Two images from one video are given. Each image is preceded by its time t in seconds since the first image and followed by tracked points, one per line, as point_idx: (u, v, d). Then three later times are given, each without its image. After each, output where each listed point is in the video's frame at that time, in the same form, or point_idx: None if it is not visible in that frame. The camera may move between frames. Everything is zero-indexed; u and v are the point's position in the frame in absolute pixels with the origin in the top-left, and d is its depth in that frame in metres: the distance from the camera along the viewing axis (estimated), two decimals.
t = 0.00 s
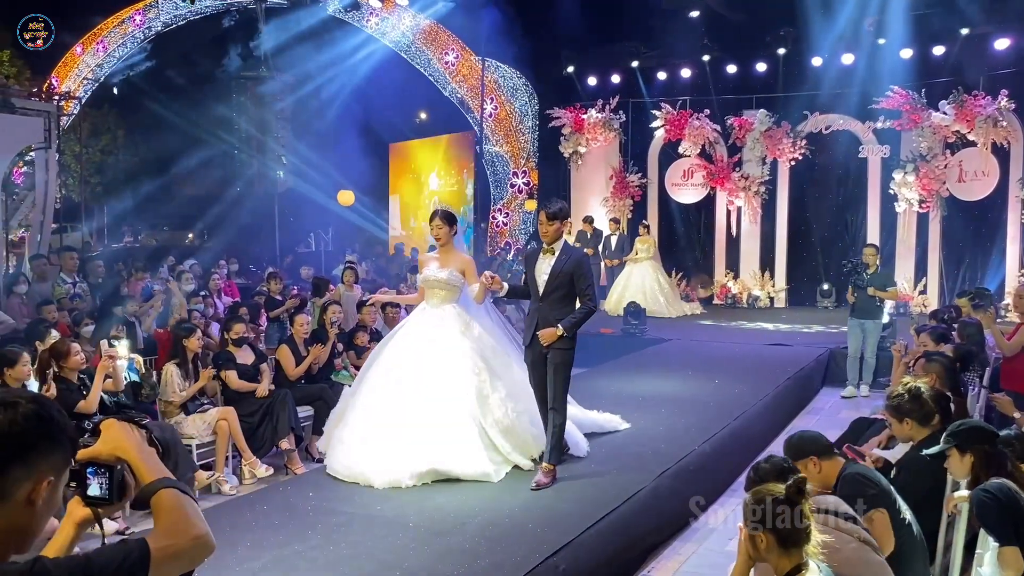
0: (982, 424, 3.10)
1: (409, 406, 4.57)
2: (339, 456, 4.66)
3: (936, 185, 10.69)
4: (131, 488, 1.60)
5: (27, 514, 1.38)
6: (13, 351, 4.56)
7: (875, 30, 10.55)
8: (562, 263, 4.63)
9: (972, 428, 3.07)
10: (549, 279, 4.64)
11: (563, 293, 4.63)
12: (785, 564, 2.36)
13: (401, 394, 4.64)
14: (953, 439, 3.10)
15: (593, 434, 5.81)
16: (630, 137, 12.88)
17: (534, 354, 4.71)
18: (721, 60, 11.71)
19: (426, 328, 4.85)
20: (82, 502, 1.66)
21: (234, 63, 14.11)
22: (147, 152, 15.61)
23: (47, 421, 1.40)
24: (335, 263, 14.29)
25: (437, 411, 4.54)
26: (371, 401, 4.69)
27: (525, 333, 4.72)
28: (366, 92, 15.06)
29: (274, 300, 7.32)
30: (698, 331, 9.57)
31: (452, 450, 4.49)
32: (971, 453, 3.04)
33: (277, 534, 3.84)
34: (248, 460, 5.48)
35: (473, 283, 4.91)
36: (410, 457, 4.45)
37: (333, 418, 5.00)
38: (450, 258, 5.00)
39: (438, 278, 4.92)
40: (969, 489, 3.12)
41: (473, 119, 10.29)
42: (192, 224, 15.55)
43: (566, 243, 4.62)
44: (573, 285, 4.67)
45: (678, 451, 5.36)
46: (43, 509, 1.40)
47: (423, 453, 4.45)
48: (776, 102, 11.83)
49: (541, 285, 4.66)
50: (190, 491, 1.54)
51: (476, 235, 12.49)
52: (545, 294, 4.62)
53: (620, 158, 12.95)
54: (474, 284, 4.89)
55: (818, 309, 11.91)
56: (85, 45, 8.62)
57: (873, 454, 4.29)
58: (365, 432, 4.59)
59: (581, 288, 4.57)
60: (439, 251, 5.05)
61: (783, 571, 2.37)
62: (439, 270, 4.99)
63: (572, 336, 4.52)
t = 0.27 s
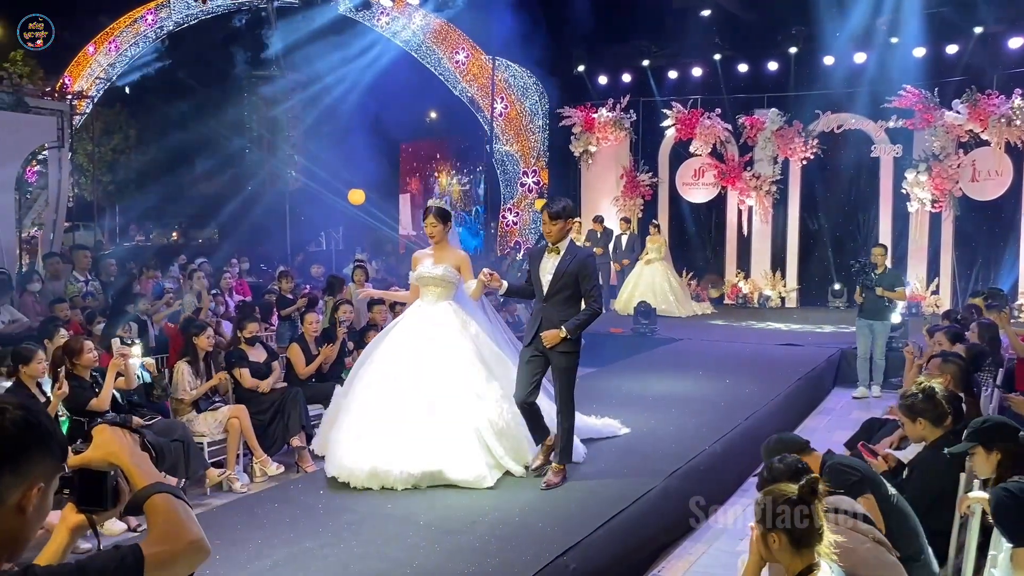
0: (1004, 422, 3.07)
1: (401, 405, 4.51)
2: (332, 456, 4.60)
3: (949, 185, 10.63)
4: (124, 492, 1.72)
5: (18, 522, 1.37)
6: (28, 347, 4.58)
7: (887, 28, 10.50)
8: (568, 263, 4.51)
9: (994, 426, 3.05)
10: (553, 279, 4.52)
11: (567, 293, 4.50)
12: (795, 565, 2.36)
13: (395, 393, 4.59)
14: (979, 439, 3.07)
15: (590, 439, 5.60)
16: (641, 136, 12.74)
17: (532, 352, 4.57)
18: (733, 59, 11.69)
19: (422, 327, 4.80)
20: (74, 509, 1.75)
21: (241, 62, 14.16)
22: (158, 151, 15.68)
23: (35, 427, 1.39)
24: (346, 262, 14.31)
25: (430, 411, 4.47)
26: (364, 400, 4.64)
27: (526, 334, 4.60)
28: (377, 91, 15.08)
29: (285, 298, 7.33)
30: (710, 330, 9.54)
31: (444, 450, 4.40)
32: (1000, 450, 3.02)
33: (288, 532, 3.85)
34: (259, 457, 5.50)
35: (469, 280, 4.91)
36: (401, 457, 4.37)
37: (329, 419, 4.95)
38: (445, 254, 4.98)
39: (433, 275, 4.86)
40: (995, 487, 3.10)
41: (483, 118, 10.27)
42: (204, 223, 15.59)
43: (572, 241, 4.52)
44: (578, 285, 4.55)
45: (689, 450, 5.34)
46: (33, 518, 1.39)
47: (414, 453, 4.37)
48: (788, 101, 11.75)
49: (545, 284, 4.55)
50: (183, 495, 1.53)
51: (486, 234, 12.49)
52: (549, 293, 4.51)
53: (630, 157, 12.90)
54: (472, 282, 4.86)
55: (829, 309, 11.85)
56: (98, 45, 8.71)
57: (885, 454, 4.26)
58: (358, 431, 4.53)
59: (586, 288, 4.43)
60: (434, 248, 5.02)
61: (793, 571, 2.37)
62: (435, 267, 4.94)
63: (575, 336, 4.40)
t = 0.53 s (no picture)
0: None
1: (397, 410, 4.34)
2: (325, 459, 4.42)
3: (962, 184, 10.59)
4: (134, 495, 1.66)
5: (28, 525, 1.39)
6: (42, 344, 4.61)
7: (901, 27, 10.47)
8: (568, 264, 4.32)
9: None
10: (553, 283, 4.33)
11: (570, 295, 4.31)
12: (807, 564, 2.36)
13: (391, 396, 4.41)
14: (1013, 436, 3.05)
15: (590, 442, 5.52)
16: (653, 135, 12.78)
17: (535, 359, 4.33)
18: (745, 58, 11.69)
19: (421, 327, 4.63)
20: (84, 512, 1.69)
21: (246, 65, 13.98)
22: (172, 150, 15.76)
23: (40, 431, 1.40)
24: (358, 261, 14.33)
25: (428, 415, 4.30)
26: (360, 402, 4.45)
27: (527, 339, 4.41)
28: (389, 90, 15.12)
29: (298, 297, 7.37)
30: (722, 330, 9.52)
31: (441, 458, 4.23)
32: None
33: (303, 528, 3.87)
34: (271, 455, 5.51)
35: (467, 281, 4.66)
36: (396, 464, 4.20)
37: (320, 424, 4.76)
38: (444, 253, 4.77)
39: (431, 276, 4.70)
40: None
41: (495, 117, 10.29)
42: (216, 222, 15.66)
43: (571, 243, 4.33)
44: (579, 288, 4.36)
45: (701, 449, 5.33)
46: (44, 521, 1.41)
47: (410, 461, 4.20)
48: (800, 100, 11.73)
49: (547, 288, 4.36)
50: (194, 499, 1.54)
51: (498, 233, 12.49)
52: (551, 296, 4.32)
53: (642, 156, 12.91)
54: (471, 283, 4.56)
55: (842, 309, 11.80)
56: (112, 44, 8.75)
57: (899, 454, 4.24)
58: (353, 435, 4.35)
59: (588, 290, 4.26)
60: (431, 246, 4.82)
61: (804, 571, 2.37)
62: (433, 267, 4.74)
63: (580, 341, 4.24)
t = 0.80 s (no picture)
0: None
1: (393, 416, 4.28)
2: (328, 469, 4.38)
3: (978, 183, 10.56)
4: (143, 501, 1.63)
5: (39, 530, 1.33)
6: (59, 341, 4.65)
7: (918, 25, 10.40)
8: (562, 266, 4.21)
9: None
10: (549, 285, 4.21)
11: (565, 298, 4.19)
12: (822, 565, 2.33)
13: (388, 402, 4.36)
14: None
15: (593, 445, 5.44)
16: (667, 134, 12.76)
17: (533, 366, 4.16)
18: (759, 56, 11.65)
19: (416, 331, 4.58)
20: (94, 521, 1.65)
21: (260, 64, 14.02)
22: (186, 149, 15.84)
23: (53, 434, 1.35)
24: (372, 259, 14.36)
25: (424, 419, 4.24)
26: (356, 412, 4.41)
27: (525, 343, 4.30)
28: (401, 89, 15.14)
29: (312, 295, 7.39)
30: (737, 330, 9.48)
31: (439, 462, 4.15)
32: None
33: (319, 526, 3.89)
34: (286, 452, 5.51)
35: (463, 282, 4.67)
36: (394, 470, 4.12)
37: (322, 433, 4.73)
38: (443, 252, 4.75)
39: (428, 278, 4.65)
40: None
41: (508, 116, 10.29)
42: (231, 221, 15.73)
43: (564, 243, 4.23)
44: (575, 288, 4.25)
45: (715, 449, 5.32)
46: (56, 527, 1.36)
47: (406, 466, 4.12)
48: (815, 99, 11.68)
49: (541, 292, 4.23)
50: (207, 504, 1.51)
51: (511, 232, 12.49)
52: (547, 300, 4.19)
53: (656, 155, 12.80)
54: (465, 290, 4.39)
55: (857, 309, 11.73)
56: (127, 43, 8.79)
57: (915, 455, 4.21)
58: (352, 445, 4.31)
59: (585, 289, 4.16)
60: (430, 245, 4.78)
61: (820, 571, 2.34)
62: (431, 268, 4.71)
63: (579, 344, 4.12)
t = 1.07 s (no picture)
0: None
1: (384, 416, 4.13)
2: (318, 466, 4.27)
3: (995, 182, 10.47)
4: (148, 503, 1.47)
5: (36, 535, 1.28)
6: (73, 337, 4.68)
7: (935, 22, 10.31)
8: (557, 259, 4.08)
9: None
10: (543, 280, 4.08)
11: (561, 291, 4.06)
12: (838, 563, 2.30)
13: (382, 399, 4.21)
14: None
15: (596, 451, 5.22)
16: (681, 132, 12.74)
17: (533, 367, 4.13)
18: (774, 54, 11.60)
19: (414, 326, 4.41)
20: (93, 522, 1.45)
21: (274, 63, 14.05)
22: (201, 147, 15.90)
23: (52, 437, 1.29)
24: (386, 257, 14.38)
25: (416, 421, 4.08)
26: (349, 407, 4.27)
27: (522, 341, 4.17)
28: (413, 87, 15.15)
29: (325, 292, 7.40)
30: (751, 329, 9.44)
31: (430, 465, 4.01)
32: None
33: (332, 522, 3.89)
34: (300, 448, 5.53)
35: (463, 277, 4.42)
36: (384, 472, 4.00)
37: (316, 430, 4.61)
38: (445, 247, 4.52)
39: (428, 276, 4.46)
40: None
41: (522, 113, 10.27)
42: (245, 219, 15.78)
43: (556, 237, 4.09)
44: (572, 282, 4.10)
45: (728, 448, 5.30)
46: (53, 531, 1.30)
47: (396, 469, 3.99)
48: (830, 96, 11.63)
49: (536, 286, 4.11)
50: (209, 508, 1.46)
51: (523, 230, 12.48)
52: (542, 294, 4.07)
53: (669, 153, 12.83)
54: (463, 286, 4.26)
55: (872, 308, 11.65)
56: (143, 41, 8.77)
57: (931, 454, 4.17)
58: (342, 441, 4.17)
59: (580, 284, 4.02)
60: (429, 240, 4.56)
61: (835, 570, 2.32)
62: (431, 262, 4.49)
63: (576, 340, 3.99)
